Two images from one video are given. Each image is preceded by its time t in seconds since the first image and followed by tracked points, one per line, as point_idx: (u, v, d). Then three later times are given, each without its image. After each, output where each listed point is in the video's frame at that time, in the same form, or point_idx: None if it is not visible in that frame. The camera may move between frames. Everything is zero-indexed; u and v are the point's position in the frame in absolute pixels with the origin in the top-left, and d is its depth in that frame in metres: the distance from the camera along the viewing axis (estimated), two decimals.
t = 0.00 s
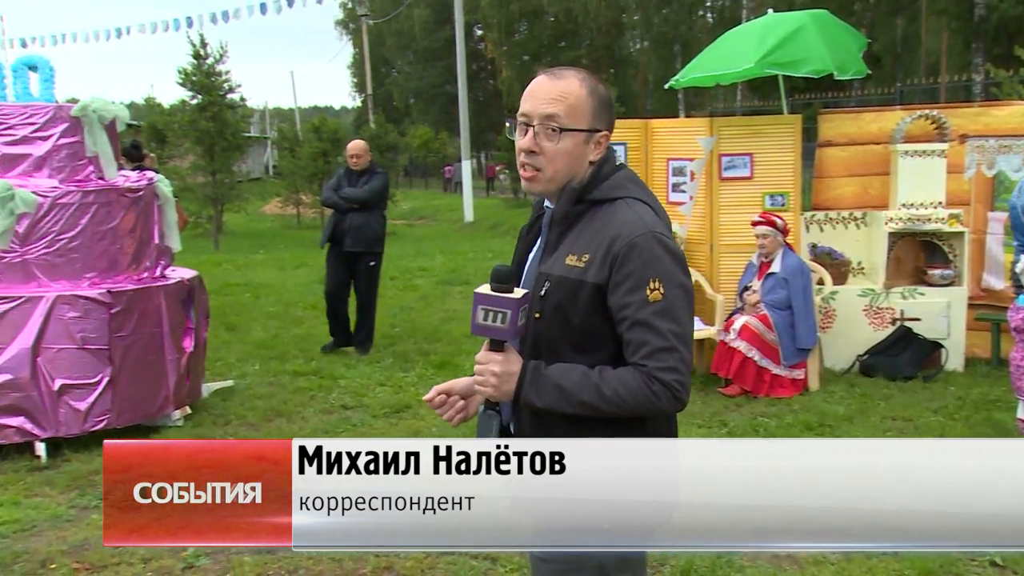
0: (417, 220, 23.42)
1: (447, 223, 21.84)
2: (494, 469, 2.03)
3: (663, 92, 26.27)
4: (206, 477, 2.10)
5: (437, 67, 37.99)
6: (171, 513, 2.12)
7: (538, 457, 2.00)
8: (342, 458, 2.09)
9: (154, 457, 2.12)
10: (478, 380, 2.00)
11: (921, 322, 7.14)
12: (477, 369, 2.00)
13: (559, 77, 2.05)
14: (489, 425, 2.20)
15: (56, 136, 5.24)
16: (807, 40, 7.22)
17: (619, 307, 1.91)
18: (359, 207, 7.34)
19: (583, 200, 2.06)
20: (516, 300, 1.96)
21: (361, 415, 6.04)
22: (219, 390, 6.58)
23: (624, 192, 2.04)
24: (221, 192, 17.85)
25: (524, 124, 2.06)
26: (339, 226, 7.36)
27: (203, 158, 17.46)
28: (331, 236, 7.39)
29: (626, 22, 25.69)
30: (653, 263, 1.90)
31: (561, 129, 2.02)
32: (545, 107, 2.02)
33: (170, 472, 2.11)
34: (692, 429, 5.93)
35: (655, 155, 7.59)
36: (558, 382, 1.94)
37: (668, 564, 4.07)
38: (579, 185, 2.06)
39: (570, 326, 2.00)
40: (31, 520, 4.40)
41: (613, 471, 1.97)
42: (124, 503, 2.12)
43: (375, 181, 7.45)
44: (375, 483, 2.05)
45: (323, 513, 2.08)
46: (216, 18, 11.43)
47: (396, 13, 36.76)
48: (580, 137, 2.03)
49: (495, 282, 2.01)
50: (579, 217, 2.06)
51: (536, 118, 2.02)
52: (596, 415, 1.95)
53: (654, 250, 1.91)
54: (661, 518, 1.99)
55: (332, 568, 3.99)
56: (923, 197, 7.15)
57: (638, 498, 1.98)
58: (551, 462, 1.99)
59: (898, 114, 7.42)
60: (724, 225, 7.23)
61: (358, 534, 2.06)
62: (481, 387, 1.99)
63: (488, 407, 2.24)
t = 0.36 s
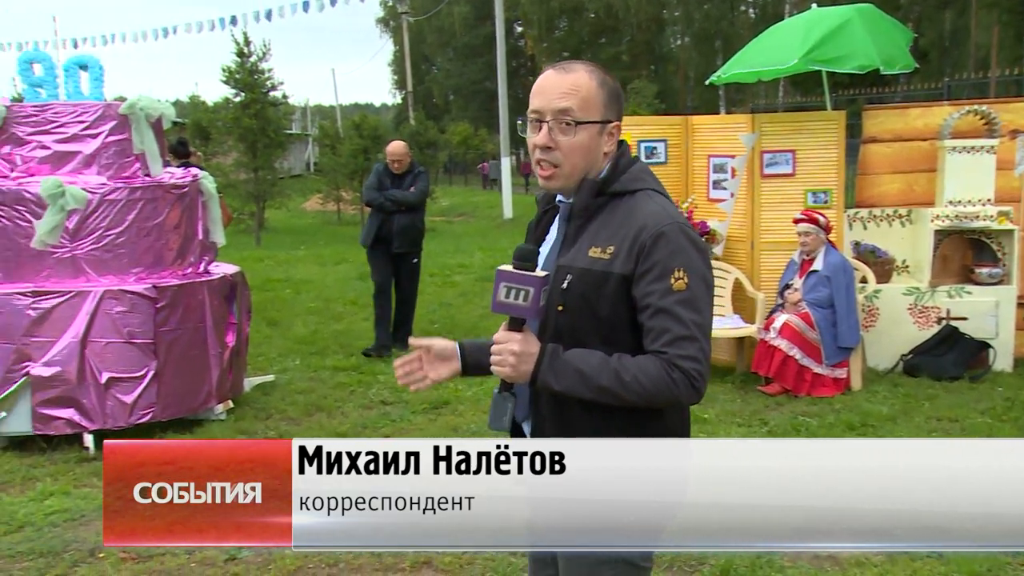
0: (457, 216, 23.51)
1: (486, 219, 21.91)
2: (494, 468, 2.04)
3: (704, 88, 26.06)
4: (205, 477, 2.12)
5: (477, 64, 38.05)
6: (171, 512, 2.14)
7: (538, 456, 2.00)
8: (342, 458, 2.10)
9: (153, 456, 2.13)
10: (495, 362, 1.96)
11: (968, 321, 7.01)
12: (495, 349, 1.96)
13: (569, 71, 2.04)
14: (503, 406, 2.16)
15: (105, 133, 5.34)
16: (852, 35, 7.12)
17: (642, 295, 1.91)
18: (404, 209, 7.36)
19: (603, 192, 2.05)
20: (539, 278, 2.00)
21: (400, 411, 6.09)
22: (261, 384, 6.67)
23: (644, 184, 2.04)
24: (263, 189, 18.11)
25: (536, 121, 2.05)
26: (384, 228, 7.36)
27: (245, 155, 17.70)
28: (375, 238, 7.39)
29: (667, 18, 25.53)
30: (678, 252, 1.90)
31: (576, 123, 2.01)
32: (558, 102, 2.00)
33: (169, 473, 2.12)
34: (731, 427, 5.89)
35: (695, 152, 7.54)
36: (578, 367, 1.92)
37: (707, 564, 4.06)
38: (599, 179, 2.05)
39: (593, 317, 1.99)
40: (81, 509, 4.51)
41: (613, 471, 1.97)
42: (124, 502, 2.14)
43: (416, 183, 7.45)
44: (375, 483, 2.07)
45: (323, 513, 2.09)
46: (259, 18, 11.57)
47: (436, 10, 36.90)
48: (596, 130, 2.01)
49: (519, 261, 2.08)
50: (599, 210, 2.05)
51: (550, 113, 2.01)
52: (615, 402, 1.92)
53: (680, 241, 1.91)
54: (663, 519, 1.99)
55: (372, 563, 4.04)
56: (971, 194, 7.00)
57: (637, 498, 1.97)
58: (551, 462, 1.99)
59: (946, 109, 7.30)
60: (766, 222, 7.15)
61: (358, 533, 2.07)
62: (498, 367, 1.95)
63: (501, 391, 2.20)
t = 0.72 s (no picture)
0: (496, 213, 23.54)
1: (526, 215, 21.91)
2: (493, 469, 2.00)
3: (746, 83, 25.80)
4: (205, 477, 2.08)
5: (517, 60, 38.02)
6: (172, 512, 2.11)
7: (538, 457, 1.97)
8: (340, 458, 2.04)
9: (151, 456, 2.09)
10: (528, 357, 1.91)
11: (1017, 320, 6.86)
12: (527, 343, 1.90)
13: (593, 71, 2.02)
14: (536, 400, 2.10)
15: (152, 131, 5.44)
16: (898, 29, 7.00)
17: (669, 290, 1.91)
18: (442, 207, 7.40)
19: (623, 192, 2.04)
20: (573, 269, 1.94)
21: (439, 406, 6.12)
22: (302, 378, 6.76)
23: (661, 184, 2.05)
24: (305, 185, 18.28)
25: (558, 119, 2.02)
26: (425, 228, 7.38)
27: (287, 151, 17.87)
28: (416, 239, 7.40)
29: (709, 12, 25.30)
30: (704, 248, 1.92)
31: (600, 122, 1.99)
32: (584, 101, 1.99)
33: (170, 472, 2.09)
34: (772, 426, 5.83)
35: (737, 148, 7.48)
36: (609, 358, 1.89)
37: (747, 564, 4.04)
38: (619, 179, 2.04)
39: (620, 314, 1.99)
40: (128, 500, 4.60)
41: (614, 471, 1.94)
42: (122, 502, 2.10)
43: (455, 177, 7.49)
44: (375, 484, 2.02)
45: (323, 513, 2.05)
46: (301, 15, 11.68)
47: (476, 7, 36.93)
48: (618, 130, 2.01)
49: (550, 254, 2.07)
50: (619, 209, 2.04)
51: (575, 111, 1.99)
52: (645, 396, 1.90)
53: (705, 237, 1.93)
54: (673, 520, 1.96)
55: (410, 558, 4.07)
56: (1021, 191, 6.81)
57: (637, 498, 1.94)
58: (551, 462, 1.96)
59: (996, 104, 7.16)
60: (808, 218, 7.08)
61: (358, 534, 2.03)
62: (531, 362, 1.90)
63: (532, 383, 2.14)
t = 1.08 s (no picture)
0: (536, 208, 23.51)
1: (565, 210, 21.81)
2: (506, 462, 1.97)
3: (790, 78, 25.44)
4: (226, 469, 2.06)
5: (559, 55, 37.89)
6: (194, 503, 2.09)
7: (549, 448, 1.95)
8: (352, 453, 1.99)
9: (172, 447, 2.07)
10: (549, 353, 1.93)
11: None
12: (547, 339, 1.93)
13: (590, 71, 2.08)
14: (558, 392, 2.08)
15: (198, 126, 5.52)
16: (945, 23, 6.85)
17: (676, 280, 1.98)
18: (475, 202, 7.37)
19: (624, 186, 2.10)
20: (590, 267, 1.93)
21: (479, 402, 6.14)
22: (344, 372, 6.82)
23: (658, 177, 2.12)
24: (347, 180, 18.41)
25: (560, 118, 2.08)
26: (461, 224, 7.38)
27: (330, 147, 18.03)
28: (454, 236, 7.42)
29: (753, 6, 24.97)
30: (705, 238, 2.00)
31: (601, 120, 2.05)
32: (585, 100, 2.04)
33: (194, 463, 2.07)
34: (815, 425, 5.76)
35: (781, 144, 7.39)
36: (624, 349, 1.94)
37: (790, 563, 3.99)
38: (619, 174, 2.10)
39: (628, 304, 2.03)
40: (174, 490, 4.69)
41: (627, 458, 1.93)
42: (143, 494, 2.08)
43: (490, 169, 7.47)
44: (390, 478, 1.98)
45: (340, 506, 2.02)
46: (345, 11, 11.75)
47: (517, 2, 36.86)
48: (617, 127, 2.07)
49: (565, 254, 2.01)
50: (621, 203, 2.09)
51: (577, 111, 2.05)
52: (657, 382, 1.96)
53: (706, 228, 2.02)
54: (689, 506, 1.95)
55: (451, 552, 4.09)
56: None
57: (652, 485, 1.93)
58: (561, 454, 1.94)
59: None
60: (853, 215, 6.95)
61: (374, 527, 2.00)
62: (553, 357, 1.92)
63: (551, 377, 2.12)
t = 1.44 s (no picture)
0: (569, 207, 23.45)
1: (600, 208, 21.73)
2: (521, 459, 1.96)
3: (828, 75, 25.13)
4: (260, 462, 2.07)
5: (594, 53, 37.79)
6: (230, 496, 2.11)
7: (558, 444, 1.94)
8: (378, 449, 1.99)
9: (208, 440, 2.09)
10: (548, 347, 1.96)
11: None
12: (547, 335, 1.96)
13: (586, 72, 2.11)
14: (558, 386, 2.09)
15: (237, 124, 5.58)
16: (990, 18, 6.70)
17: (670, 273, 2.02)
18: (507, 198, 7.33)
19: (619, 182, 2.13)
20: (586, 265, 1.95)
21: (513, 400, 6.14)
22: (378, 369, 6.86)
23: (652, 174, 2.16)
24: (382, 178, 18.52)
25: (556, 117, 2.11)
26: (492, 220, 7.38)
27: (365, 145, 18.16)
28: (485, 231, 7.43)
29: (791, 3, 24.72)
30: (697, 233, 2.04)
31: (596, 119, 2.09)
32: (581, 100, 2.08)
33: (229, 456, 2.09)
34: (852, 425, 5.69)
35: (819, 142, 7.31)
36: (621, 342, 1.97)
37: (826, 564, 3.95)
38: (614, 171, 2.13)
39: (622, 297, 2.07)
40: (211, 484, 4.75)
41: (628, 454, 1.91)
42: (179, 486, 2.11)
43: (523, 164, 7.45)
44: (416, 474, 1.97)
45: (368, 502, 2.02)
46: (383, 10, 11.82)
47: None
48: (612, 126, 2.10)
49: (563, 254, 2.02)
50: (616, 198, 2.13)
51: (572, 110, 2.08)
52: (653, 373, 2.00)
53: (698, 222, 2.05)
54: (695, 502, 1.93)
55: (485, 549, 4.09)
56: None
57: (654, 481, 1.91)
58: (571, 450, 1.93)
59: None
60: (892, 213, 6.86)
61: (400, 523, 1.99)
62: (552, 352, 1.96)
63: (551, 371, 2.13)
